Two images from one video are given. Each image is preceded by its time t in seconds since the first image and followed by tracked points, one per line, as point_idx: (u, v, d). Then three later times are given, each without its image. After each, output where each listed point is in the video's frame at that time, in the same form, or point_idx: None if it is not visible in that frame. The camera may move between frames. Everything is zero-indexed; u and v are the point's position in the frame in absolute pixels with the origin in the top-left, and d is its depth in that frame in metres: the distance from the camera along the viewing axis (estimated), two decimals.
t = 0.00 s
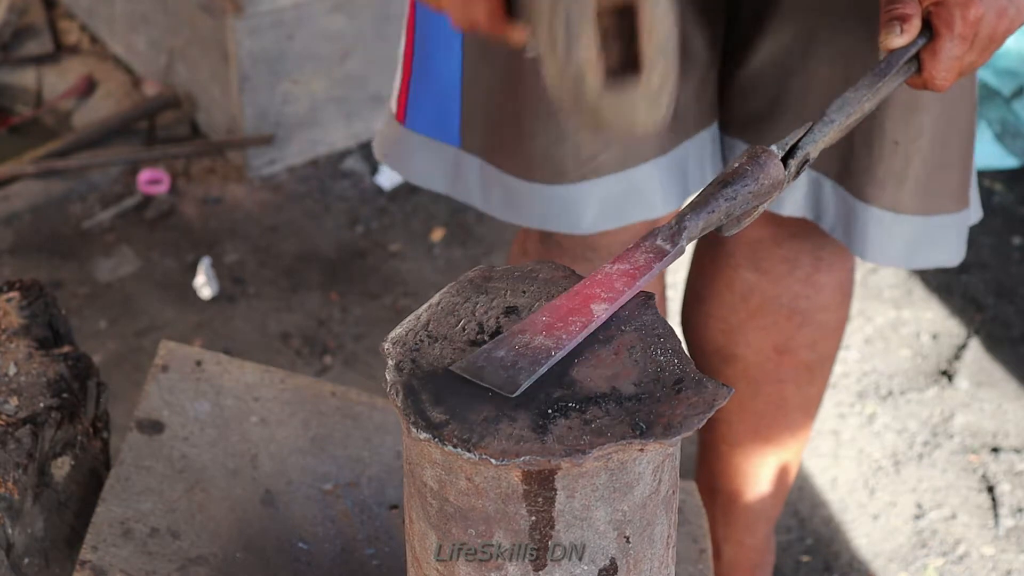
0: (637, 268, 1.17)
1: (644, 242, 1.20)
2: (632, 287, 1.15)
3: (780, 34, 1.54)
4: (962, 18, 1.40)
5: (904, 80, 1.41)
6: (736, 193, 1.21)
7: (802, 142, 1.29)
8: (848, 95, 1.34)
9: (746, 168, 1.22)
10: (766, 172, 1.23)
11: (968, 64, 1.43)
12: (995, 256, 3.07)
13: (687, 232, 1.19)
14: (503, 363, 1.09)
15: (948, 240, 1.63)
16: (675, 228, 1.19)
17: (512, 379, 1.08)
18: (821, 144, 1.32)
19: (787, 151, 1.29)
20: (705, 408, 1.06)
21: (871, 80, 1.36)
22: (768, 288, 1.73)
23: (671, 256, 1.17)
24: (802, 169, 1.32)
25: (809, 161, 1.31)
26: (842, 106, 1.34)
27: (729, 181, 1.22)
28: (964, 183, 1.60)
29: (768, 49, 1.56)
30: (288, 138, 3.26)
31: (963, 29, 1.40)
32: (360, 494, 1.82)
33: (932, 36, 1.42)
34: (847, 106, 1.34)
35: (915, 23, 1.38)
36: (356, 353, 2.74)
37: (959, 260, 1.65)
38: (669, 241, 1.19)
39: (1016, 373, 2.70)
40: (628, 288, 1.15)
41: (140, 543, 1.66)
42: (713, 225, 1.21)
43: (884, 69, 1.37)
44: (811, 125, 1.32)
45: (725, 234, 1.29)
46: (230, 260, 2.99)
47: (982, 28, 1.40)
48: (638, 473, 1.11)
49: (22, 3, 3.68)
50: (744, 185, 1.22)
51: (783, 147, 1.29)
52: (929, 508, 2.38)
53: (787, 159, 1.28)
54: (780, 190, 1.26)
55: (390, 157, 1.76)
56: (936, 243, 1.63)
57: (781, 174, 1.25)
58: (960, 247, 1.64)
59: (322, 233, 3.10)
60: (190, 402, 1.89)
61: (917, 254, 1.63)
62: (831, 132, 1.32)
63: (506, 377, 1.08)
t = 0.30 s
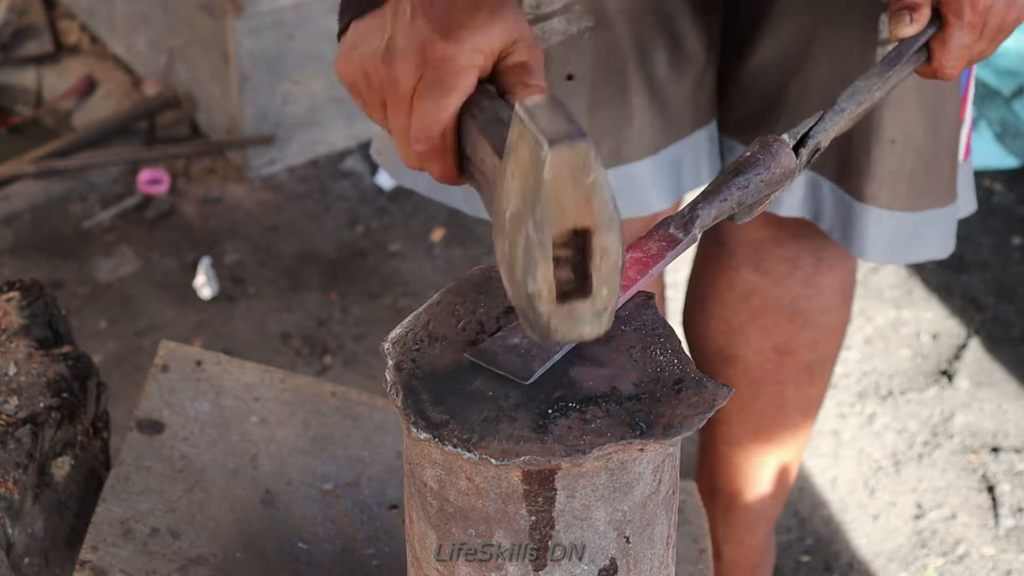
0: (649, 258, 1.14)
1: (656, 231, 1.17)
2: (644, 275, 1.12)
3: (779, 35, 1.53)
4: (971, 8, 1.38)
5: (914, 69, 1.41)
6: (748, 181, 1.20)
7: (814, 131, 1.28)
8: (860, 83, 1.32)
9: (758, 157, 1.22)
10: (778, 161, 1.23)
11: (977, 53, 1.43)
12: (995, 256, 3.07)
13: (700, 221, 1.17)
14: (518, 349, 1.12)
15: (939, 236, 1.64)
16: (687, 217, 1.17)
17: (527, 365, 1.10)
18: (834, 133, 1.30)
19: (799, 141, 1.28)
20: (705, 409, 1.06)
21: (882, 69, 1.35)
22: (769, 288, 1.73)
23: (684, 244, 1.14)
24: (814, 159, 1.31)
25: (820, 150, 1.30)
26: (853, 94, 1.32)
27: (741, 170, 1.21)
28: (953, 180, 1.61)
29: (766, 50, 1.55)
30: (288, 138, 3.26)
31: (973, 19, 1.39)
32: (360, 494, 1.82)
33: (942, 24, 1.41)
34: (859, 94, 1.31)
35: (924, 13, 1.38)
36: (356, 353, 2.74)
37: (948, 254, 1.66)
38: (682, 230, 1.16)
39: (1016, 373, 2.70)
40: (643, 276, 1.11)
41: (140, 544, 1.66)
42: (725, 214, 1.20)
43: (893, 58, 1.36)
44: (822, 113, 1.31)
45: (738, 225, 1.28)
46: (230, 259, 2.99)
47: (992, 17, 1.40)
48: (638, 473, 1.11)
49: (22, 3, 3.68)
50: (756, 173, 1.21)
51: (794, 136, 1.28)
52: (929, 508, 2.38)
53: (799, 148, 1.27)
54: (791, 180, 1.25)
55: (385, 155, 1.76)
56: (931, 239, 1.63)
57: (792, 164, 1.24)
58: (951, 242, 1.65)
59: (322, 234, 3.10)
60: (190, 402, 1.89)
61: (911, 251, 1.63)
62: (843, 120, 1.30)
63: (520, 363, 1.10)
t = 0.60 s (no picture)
0: (663, 245, 1.19)
1: (671, 218, 1.22)
2: (660, 261, 1.17)
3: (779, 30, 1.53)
4: None
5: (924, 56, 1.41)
6: (761, 168, 1.24)
7: (825, 118, 1.30)
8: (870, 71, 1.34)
9: (770, 144, 1.25)
10: (791, 148, 1.26)
11: (988, 39, 1.42)
12: (995, 256, 3.07)
13: (713, 208, 1.21)
14: (534, 335, 1.12)
15: (942, 238, 1.64)
16: (701, 205, 1.22)
17: (543, 352, 1.10)
18: (844, 120, 1.32)
19: (811, 128, 1.31)
20: (705, 408, 1.06)
21: (892, 56, 1.36)
22: (769, 288, 1.73)
23: (697, 232, 1.19)
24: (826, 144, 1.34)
25: (832, 137, 1.33)
26: (864, 81, 1.34)
27: (753, 157, 1.25)
28: (956, 180, 1.61)
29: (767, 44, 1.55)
30: (288, 138, 3.26)
31: (983, 5, 1.37)
32: (360, 494, 1.82)
33: (952, 10, 1.40)
34: (869, 80, 1.34)
35: None
36: (356, 353, 2.74)
37: (952, 257, 1.66)
38: (696, 217, 1.21)
39: (1016, 373, 2.70)
40: (656, 263, 1.16)
41: (140, 544, 1.66)
42: (739, 200, 1.24)
43: (904, 45, 1.37)
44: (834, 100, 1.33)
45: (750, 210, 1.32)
46: (230, 259, 2.99)
47: (1002, 5, 1.36)
48: (638, 473, 1.11)
49: (22, 3, 3.68)
50: (768, 160, 1.25)
51: (807, 122, 1.30)
52: (929, 508, 2.38)
53: (811, 135, 1.30)
54: (804, 167, 1.29)
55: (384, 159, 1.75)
56: (930, 241, 1.63)
57: (805, 150, 1.27)
58: (954, 243, 1.65)
59: (321, 234, 3.10)
60: (190, 402, 1.89)
61: (911, 253, 1.63)
62: (854, 107, 1.32)
63: (537, 350, 1.10)
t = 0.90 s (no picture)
0: (672, 237, 1.20)
1: (678, 212, 1.23)
2: (667, 254, 1.17)
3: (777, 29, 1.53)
4: None
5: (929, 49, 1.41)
6: (767, 162, 1.25)
7: (831, 111, 1.31)
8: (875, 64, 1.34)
9: (776, 138, 1.26)
10: (797, 141, 1.27)
11: (992, 31, 1.43)
12: (995, 256, 3.07)
13: (720, 201, 1.22)
14: (543, 330, 1.13)
15: (939, 239, 1.64)
16: (708, 197, 1.22)
17: (553, 345, 1.11)
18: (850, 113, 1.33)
19: (816, 121, 1.31)
20: (705, 408, 1.06)
21: (898, 49, 1.36)
22: (766, 287, 1.73)
23: (705, 224, 1.20)
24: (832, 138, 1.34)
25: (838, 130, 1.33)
26: (870, 76, 1.34)
27: (759, 151, 1.26)
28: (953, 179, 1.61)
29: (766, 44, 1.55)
30: (287, 138, 3.26)
31: None
32: (360, 494, 1.82)
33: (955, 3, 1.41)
34: (875, 75, 1.34)
35: None
36: (356, 353, 2.74)
37: (948, 259, 1.66)
38: (703, 210, 1.22)
39: (1016, 373, 2.70)
40: (665, 256, 1.17)
41: (140, 544, 1.66)
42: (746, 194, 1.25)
43: (908, 38, 1.37)
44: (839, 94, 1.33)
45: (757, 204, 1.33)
46: (230, 259, 2.99)
47: None
48: (638, 473, 1.11)
49: (22, 3, 3.68)
50: (774, 154, 1.26)
51: (813, 116, 1.31)
52: (929, 508, 2.38)
53: (817, 129, 1.30)
54: (810, 160, 1.30)
55: (391, 156, 1.77)
56: (926, 241, 1.63)
57: (812, 144, 1.28)
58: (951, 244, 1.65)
59: (321, 234, 3.10)
60: (190, 402, 1.89)
61: (907, 253, 1.63)
62: (860, 100, 1.32)
63: (546, 343, 1.12)
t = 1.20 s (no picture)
0: (673, 235, 1.18)
1: (678, 209, 1.21)
2: (669, 251, 1.16)
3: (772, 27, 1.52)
4: None
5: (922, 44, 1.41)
6: (767, 159, 1.24)
7: (829, 107, 1.30)
8: (871, 60, 1.34)
9: (776, 134, 1.25)
10: (796, 138, 1.25)
11: (985, 26, 1.43)
12: (995, 256, 3.07)
13: (721, 198, 1.20)
14: (549, 328, 1.13)
15: (937, 235, 1.63)
16: (710, 194, 1.21)
17: (557, 345, 1.12)
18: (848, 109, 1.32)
19: (814, 117, 1.30)
20: (705, 408, 1.06)
21: (891, 46, 1.36)
22: (766, 286, 1.73)
23: (705, 221, 1.19)
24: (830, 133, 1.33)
25: (835, 126, 1.32)
26: (866, 70, 1.34)
27: (759, 147, 1.25)
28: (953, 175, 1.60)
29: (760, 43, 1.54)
30: (287, 138, 3.26)
31: None
32: (360, 494, 1.82)
33: None
34: (870, 70, 1.34)
35: None
36: (356, 353, 2.74)
37: (948, 253, 1.66)
38: (704, 207, 1.20)
39: (1016, 373, 2.70)
40: (666, 253, 1.15)
41: (140, 544, 1.66)
42: (746, 190, 1.23)
43: (904, 34, 1.37)
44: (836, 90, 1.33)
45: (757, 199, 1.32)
46: (230, 259, 2.99)
47: None
48: (638, 473, 1.11)
49: (22, 3, 3.68)
50: (774, 150, 1.24)
51: (811, 112, 1.30)
52: (928, 508, 2.38)
53: (814, 124, 1.29)
54: (808, 157, 1.29)
55: (382, 153, 1.77)
56: (927, 236, 1.63)
57: (810, 139, 1.27)
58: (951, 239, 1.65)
59: (321, 234, 3.10)
60: (190, 402, 1.89)
61: (909, 248, 1.62)
62: (857, 96, 1.32)
63: (551, 341, 1.12)
